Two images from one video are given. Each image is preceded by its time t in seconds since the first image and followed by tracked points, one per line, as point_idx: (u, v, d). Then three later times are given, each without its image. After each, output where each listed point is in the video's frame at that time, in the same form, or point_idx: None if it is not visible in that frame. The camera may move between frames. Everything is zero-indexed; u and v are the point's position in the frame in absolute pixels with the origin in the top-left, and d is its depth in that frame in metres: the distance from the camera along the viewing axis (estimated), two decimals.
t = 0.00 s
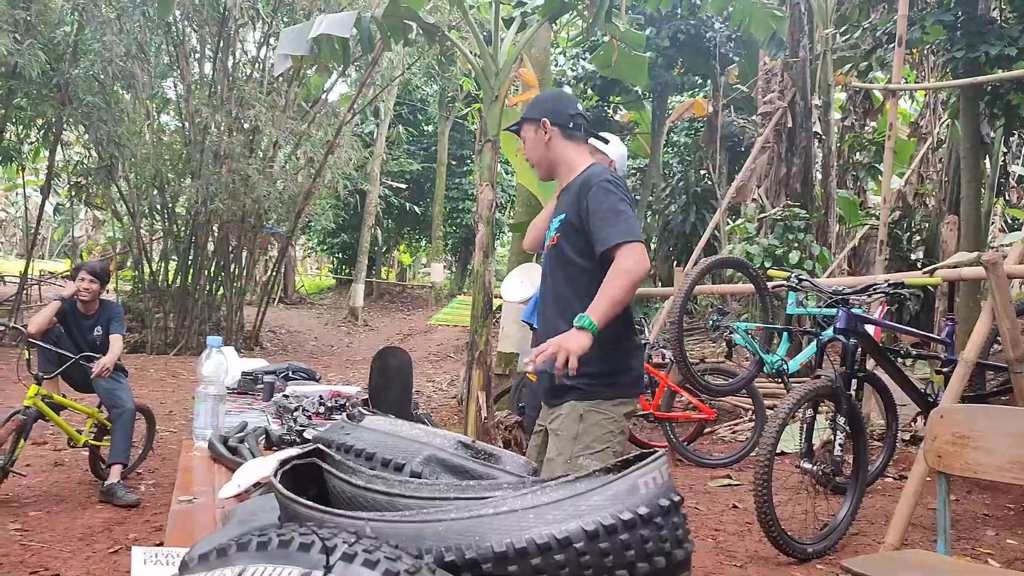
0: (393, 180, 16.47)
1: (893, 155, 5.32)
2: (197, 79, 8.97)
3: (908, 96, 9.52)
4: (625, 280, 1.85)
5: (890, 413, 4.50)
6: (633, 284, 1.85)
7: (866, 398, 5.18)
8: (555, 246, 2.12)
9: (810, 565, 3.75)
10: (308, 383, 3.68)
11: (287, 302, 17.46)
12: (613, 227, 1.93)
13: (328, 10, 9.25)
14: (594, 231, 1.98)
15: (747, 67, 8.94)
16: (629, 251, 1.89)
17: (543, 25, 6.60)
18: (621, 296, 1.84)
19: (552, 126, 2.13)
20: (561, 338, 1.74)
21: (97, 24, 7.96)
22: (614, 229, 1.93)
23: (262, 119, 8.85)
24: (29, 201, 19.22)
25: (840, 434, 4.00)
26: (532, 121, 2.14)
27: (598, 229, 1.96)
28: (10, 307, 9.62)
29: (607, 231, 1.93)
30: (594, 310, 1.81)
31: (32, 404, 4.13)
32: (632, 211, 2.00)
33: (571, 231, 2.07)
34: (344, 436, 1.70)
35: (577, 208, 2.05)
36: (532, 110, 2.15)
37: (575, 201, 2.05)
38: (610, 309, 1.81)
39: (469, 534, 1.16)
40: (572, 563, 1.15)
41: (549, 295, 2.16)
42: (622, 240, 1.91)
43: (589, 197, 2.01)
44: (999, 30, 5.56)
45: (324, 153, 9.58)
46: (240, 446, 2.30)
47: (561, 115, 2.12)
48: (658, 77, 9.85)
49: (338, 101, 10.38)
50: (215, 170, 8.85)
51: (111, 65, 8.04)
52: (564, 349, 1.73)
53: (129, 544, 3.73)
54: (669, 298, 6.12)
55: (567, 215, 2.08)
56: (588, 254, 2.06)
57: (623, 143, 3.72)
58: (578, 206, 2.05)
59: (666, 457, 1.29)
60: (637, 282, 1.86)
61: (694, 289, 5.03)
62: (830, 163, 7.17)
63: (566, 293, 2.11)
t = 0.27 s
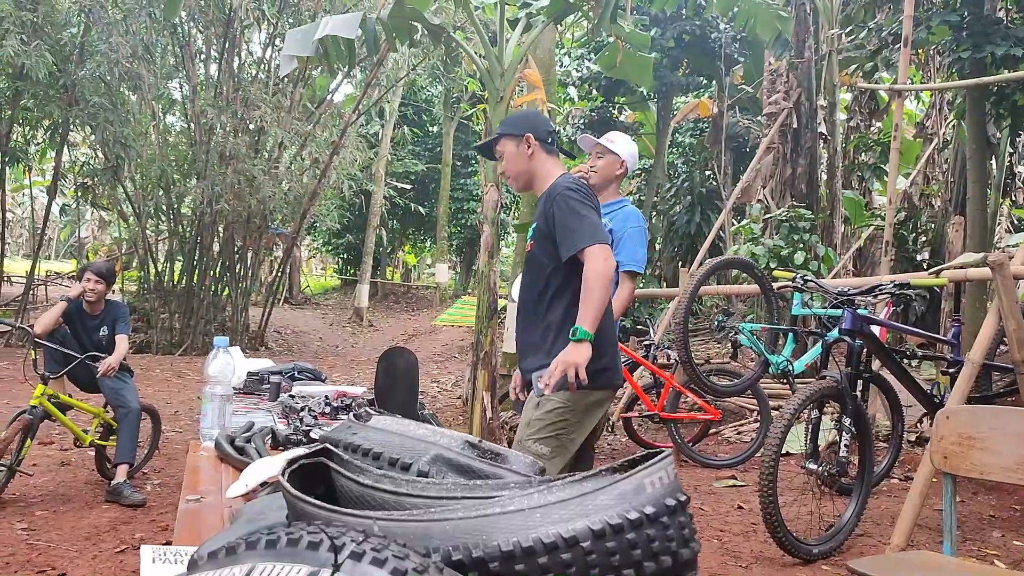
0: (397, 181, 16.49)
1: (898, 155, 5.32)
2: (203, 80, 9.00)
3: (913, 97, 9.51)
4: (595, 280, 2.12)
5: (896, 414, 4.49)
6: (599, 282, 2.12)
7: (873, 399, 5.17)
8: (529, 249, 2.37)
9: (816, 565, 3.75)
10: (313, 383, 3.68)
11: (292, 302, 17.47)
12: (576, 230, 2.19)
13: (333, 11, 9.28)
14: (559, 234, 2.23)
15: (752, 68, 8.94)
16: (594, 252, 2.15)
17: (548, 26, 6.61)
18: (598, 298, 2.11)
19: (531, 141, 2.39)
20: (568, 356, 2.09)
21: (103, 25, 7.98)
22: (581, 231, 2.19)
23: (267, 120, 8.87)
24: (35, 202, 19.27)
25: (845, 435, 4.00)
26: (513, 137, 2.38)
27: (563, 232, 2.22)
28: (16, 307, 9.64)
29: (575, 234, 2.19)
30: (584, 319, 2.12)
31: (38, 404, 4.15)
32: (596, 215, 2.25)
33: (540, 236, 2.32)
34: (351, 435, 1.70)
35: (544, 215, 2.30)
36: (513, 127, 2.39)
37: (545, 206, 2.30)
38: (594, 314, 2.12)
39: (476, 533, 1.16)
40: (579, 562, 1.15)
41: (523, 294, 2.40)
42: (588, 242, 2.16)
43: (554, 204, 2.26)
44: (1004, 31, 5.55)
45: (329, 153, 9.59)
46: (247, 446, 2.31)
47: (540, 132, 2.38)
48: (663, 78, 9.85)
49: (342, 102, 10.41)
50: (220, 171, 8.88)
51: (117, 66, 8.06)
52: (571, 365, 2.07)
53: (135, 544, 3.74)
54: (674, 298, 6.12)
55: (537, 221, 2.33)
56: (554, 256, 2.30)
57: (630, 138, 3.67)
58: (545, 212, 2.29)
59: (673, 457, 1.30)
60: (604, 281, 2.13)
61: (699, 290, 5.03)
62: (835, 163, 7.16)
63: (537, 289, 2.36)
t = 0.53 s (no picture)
0: (399, 180, 16.51)
1: (901, 154, 5.31)
2: (205, 79, 9.01)
3: (915, 96, 9.50)
4: (590, 274, 2.13)
5: (897, 414, 4.49)
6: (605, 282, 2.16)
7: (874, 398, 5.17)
8: (532, 248, 2.40)
9: (817, 565, 3.74)
10: (315, 382, 3.68)
11: (294, 301, 17.49)
12: (584, 230, 2.24)
13: (336, 10, 9.30)
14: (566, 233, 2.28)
15: (754, 67, 8.95)
16: (600, 254, 2.19)
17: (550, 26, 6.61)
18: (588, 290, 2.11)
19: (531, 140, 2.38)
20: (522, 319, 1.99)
21: (105, 25, 7.98)
22: (587, 233, 2.23)
23: (270, 120, 8.89)
24: (37, 201, 19.29)
25: (847, 434, 3.99)
26: (511, 136, 2.36)
27: (571, 231, 2.26)
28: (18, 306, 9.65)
29: (582, 235, 2.23)
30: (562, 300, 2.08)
31: (40, 403, 4.15)
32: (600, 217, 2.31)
33: (544, 234, 2.36)
34: (351, 434, 1.70)
35: (550, 214, 2.34)
36: (508, 122, 2.36)
37: (550, 206, 2.33)
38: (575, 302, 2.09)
39: (475, 532, 1.16)
40: (579, 562, 1.15)
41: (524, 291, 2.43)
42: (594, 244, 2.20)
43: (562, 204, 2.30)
44: (1007, 30, 5.56)
45: (331, 153, 9.61)
46: (247, 445, 2.31)
47: (541, 134, 2.38)
48: (665, 77, 9.86)
49: (344, 101, 10.43)
50: (222, 171, 8.89)
51: (119, 66, 8.07)
52: (520, 324, 1.97)
53: (136, 543, 3.75)
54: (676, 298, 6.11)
55: (541, 220, 2.36)
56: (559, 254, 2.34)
57: (634, 136, 3.67)
58: (551, 211, 2.33)
59: (673, 457, 1.30)
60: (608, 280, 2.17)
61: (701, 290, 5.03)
62: (837, 162, 7.16)
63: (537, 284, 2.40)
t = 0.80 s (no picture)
0: (399, 179, 16.52)
1: (901, 152, 5.30)
2: (205, 78, 9.02)
3: (915, 95, 9.50)
4: (571, 291, 2.12)
5: (897, 412, 4.49)
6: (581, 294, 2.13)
7: (874, 397, 5.17)
8: (499, 284, 2.36)
9: (816, 563, 3.74)
10: (314, 380, 3.68)
11: (293, 300, 17.51)
12: (546, 252, 2.20)
13: (336, 9, 9.31)
14: (529, 259, 2.24)
15: (754, 66, 8.94)
16: (569, 266, 2.16)
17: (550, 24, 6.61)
18: (572, 307, 2.11)
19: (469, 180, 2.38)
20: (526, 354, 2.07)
21: (105, 23, 7.97)
22: (547, 251, 2.20)
23: (270, 118, 8.90)
24: (37, 199, 19.29)
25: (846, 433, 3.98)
26: (454, 179, 2.36)
27: (533, 255, 2.22)
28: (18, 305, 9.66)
29: (544, 256, 2.19)
30: (554, 325, 2.11)
31: (39, 402, 4.15)
32: (557, 234, 2.28)
33: (508, 267, 2.32)
34: (348, 432, 1.70)
35: (509, 246, 2.31)
36: (453, 170, 2.37)
37: (506, 238, 2.30)
38: (564, 320, 2.11)
39: (472, 529, 1.16)
40: (576, 559, 1.15)
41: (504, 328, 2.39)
42: (558, 259, 2.17)
43: (518, 233, 2.27)
44: (1007, 29, 5.57)
45: (331, 152, 9.62)
46: (246, 443, 2.31)
47: (479, 172, 2.36)
48: (665, 76, 9.86)
49: (344, 100, 10.43)
50: (222, 169, 8.88)
51: (119, 64, 8.07)
52: (529, 363, 2.06)
53: (136, 541, 3.75)
54: (676, 296, 6.12)
55: (501, 256, 2.33)
56: (530, 281, 2.30)
57: (631, 134, 3.57)
58: (510, 244, 2.30)
59: (670, 454, 1.29)
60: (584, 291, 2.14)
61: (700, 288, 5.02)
62: (838, 161, 7.16)
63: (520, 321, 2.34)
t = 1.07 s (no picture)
0: (398, 178, 16.53)
1: (900, 152, 5.29)
2: (204, 76, 9.02)
3: (915, 94, 9.50)
4: (525, 310, 2.47)
5: (897, 411, 4.49)
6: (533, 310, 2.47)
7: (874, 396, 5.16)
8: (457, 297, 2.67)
9: (816, 563, 3.74)
10: (314, 379, 3.67)
11: (293, 299, 17.50)
12: (498, 269, 2.52)
13: (335, 7, 9.32)
14: (481, 275, 2.55)
15: (754, 65, 8.93)
16: (520, 283, 2.49)
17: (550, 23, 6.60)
18: (532, 329, 2.47)
19: (432, 200, 2.80)
20: (512, 383, 2.47)
21: (105, 22, 7.97)
22: (498, 269, 2.51)
23: (269, 117, 8.90)
24: (36, 198, 19.28)
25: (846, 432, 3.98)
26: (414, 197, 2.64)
27: (486, 271, 2.53)
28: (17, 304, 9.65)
29: (495, 274, 2.51)
30: (529, 352, 2.48)
31: (39, 400, 4.14)
32: (505, 250, 2.59)
33: (465, 281, 2.63)
34: (349, 431, 1.70)
35: (465, 263, 2.61)
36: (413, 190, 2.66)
37: (460, 255, 2.61)
38: (533, 343, 2.47)
39: (474, 529, 1.16)
40: (577, 559, 1.15)
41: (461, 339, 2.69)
42: (510, 276, 2.50)
43: (472, 249, 2.57)
44: (1006, 28, 5.57)
45: (331, 151, 9.61)
46: (246, 442, 2.30)
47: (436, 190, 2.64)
48: (664, 75, 9.86)
49: (344, 99, 10.43)
50: (221, 168, 8.89)
51: (118, 63, 8.06)
52: (517, 392, 2.45)
53: (135, 540, 3.74)
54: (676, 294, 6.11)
55: (458, 271, 2.64)
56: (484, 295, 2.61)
57: (628, 134, 3.60)
58: (465, 259, 2.61)
59: (672, 454, 1.29)
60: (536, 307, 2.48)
61: (700, 287, 5.02)
62: (837, 161, 7.16)
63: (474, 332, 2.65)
